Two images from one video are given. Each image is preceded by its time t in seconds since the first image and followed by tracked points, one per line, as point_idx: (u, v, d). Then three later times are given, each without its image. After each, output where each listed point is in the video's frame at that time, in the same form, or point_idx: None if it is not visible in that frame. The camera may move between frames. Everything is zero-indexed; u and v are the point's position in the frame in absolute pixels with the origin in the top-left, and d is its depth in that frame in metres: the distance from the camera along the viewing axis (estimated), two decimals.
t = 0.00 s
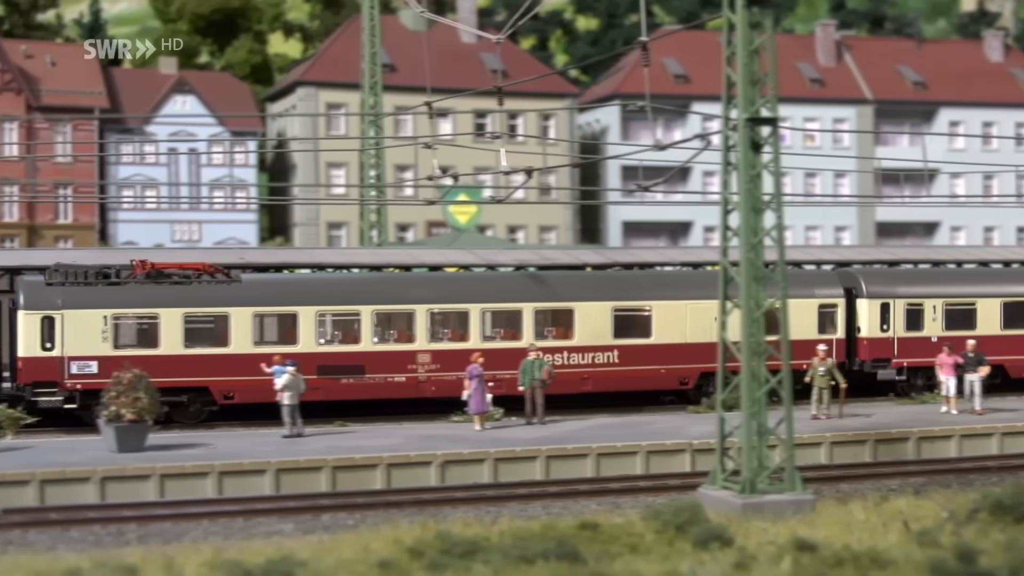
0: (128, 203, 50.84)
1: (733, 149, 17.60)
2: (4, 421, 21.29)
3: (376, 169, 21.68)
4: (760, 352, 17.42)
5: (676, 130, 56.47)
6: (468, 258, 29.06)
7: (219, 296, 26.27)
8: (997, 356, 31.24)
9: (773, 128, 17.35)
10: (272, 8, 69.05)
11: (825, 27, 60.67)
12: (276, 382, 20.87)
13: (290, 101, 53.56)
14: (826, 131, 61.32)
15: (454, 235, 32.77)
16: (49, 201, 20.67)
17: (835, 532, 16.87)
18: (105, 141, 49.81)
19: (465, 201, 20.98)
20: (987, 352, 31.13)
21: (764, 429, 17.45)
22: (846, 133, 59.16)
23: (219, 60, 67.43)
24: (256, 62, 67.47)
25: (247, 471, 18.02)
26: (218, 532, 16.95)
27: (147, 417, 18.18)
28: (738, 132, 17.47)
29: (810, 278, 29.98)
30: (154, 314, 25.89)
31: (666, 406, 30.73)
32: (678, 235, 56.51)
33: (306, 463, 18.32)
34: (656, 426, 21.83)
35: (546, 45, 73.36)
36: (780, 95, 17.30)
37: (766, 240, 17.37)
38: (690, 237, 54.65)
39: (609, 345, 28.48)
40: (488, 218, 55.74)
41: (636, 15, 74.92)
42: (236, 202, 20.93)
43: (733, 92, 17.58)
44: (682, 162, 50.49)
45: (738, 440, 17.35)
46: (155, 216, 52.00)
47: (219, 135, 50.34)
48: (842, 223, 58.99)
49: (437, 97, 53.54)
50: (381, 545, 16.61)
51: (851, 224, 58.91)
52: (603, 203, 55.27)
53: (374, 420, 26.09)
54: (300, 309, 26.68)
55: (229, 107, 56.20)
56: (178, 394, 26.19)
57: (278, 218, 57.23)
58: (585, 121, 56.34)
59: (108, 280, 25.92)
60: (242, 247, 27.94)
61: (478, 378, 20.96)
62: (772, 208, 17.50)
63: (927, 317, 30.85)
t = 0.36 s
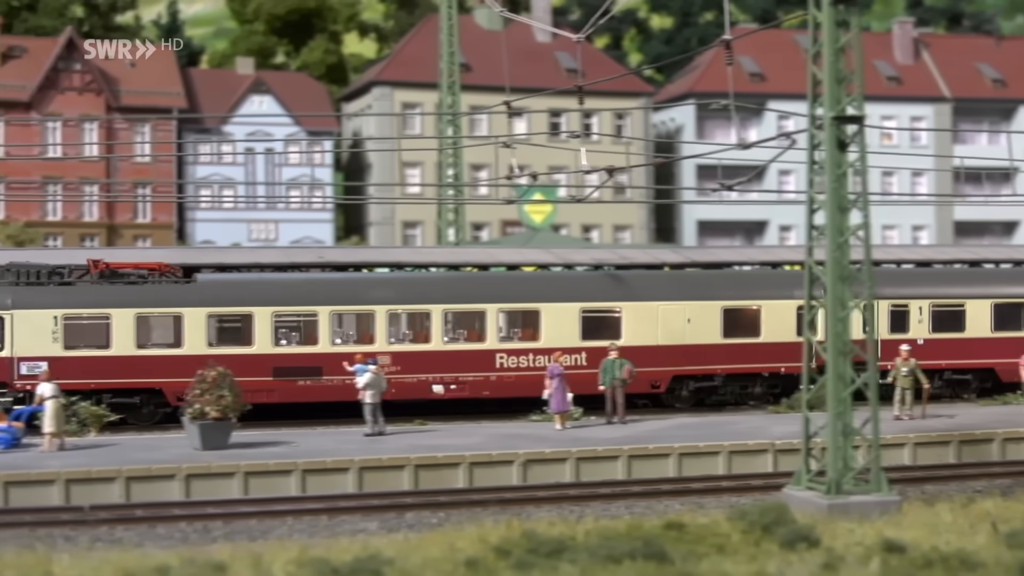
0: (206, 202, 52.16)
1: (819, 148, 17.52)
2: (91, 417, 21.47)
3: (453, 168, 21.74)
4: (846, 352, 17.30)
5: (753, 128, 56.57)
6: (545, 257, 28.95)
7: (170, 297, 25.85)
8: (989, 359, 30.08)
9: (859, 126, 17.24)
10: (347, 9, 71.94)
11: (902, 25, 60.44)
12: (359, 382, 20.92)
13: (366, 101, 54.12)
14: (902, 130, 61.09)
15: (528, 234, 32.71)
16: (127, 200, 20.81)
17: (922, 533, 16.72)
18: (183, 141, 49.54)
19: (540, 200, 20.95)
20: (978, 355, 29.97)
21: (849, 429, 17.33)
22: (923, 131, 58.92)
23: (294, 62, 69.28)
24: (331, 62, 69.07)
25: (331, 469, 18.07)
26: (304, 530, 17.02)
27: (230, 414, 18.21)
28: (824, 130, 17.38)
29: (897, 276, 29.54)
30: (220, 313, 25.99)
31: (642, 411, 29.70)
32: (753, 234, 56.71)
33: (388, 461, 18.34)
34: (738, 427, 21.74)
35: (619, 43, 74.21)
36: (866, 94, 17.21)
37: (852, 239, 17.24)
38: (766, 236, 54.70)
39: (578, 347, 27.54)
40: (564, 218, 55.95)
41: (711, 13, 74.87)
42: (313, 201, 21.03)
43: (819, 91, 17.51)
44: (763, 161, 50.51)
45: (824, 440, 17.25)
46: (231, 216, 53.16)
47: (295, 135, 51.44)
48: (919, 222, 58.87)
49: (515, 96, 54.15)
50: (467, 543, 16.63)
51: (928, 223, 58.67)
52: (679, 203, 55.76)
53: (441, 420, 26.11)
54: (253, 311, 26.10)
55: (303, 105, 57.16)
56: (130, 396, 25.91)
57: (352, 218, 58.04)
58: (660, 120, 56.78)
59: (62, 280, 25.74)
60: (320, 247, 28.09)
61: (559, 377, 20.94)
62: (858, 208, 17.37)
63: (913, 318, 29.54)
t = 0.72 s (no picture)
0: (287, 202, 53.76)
1: (910, 147, 17.40)
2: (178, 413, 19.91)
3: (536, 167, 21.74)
4: (937, 351, 17.12)
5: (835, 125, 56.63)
6: (628, 255, 28.85)
7: (130, 296, 25.58)
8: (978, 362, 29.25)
9: (951, 124, 17.08)
10: (426, 9, 73.48)
11: (985, 21, 59.34)
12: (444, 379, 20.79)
13: (446, 100, 55.24)
14: (984, 129, 61.05)
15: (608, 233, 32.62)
16: (209, 199, 20.92)
17: (1017, 534, 16.53)
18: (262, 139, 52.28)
19: (620, 198, 20.94)
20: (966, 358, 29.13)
21: (941, 429, 17.16)
22: (1007, 129, 58.83)
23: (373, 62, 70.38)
24: (410, 62, 70.48)
25: (419, 468, 18.07)
26: (394, 527, 17.04)
27: (318, 413, 18.24)
28: (916, 128, 17.21)
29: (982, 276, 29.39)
30: (297, 310, 26.08)
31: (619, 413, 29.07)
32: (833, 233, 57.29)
33: (475, 460, 18.34)
34: (825, 427, 21.62)
35: (699, 42, 75.11)
36: (959, 92, 17.03)
37: (944, 239, 17.01)
38: (847, 235, 55.07)
39: (547, 348, 27.05)
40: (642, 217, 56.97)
41: (791, 10, 75.09)
42: (392, 199, 21.11)
43: (911, 88, 17.37)
44: (848, 160, 50.75)
45: (916, 440, 17.10)
46: (311, 216, 54.76)
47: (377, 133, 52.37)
48: (1002, 221, 58.52)
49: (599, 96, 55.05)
50: (559, 541, 16.61)
51: (1011, 222, 58.41)
52: (759, 202, 56.52)
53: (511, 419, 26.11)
54: (214, 310, 25.79)
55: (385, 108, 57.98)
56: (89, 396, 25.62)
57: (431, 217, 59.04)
58: (741, 119, 57.34)
59: (22, 279, 25.51)
60: (403, 246, 28.24)
61: (646, 375, 20.79)
62: (950, 207, 17.15)
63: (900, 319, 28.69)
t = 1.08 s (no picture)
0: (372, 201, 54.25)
1: (1009, 145, 17.18)
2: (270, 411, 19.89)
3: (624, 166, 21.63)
4: None
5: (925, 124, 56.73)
6: (718, 254, 28.70)
7: (99, 295, 25.32)
8: (971, 366, 28.21)
9: None
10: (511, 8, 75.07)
11: None
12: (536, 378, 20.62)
13: (532, 98, 57.11)
14: None
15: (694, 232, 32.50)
16: (296, 198, 21.04)
17: None
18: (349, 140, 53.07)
19: (707, 197, 20.83)
20: (959, 360, 28.14)
21: None
22: None
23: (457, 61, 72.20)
24: (495, 60, 72.39)
25: (513, 466, 18.07)
26: (489, 526, 17.08)
27: (411, 411, 18.24)
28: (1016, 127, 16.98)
29: None
30: (388, 309, 26.09)
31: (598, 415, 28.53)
32: (921, 232, 57.79)
33: (569, 459, 18.33)
34: (918, 429, 21.47)
35: (785, 39, 76.38)
36: None
37: None
38: (934, 234, 55.70)
39: (523, 349, 26.52)
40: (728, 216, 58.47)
41: (878, 8, 75.80)
42: (477, 199, 21.14)
43: (1011, 86, 17.10)
44: (938, 160, 51.26)
45: (1015, 441, 16.90)
46: (397, 215, 55.07)
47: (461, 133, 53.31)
48: None
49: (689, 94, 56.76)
50: (656, 542, 16.60)
51: None
52: (846, 202, 57.71)
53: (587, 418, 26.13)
54: (183, 310, 25.49)
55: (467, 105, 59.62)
56: (56, 396, 25.45)
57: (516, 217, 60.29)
58: (828, 117, 58.22)
59: None
60: (492, 245, 28.22)
61: (738, 375, 20.79)
62: None
63: (890, 321, 27.90)
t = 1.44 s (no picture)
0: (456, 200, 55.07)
1: None
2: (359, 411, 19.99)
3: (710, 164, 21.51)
4: None
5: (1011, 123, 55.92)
6: (807, 254, 28.47)
7: (69, 294, 24.86)
8: (960, 368, 27.14)
9: None
10: (593, 8, 77.88)
11: None
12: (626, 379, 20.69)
13: (615, 97, 58.18)
14: None
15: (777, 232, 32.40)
16: (380, 197, 21.16)
17: None
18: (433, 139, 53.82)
19: (792, 196, 20.70)
20: (948, 363, 27.08)
21: None
22: None
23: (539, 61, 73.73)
24: (578, 59, 73.48)
25: (604, 466, 18.09)
26: (582, 526, 17.09)
27: (503, 410, 18.28)
28: None
29: None
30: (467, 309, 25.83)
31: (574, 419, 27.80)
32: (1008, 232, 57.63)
33: (661, 459, 18.36)
34: (1011, 431, 21.33)
35: (870, 37, 76.87)
36: None
37: None
38: (1021, 233, 55.57)
39: (496, 350, 25.88)
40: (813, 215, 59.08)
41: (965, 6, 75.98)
42: (560, 198, 21.15)
43: None
44: None
45: None
46: (481, 214, 56.18)
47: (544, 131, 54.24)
48: None
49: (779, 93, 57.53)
50: (752, 543, 16.56)
51: None
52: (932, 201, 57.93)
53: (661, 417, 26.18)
54: (152, 309, 25.03)
55: (551, 104, 60.49)
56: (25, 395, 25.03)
57: (599, 215, 61.07)
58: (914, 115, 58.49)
59: None
60: (579, 244, 28.22)
61: (830, 376, 20.81)
62: None
63: (875, 321, 27.03)
